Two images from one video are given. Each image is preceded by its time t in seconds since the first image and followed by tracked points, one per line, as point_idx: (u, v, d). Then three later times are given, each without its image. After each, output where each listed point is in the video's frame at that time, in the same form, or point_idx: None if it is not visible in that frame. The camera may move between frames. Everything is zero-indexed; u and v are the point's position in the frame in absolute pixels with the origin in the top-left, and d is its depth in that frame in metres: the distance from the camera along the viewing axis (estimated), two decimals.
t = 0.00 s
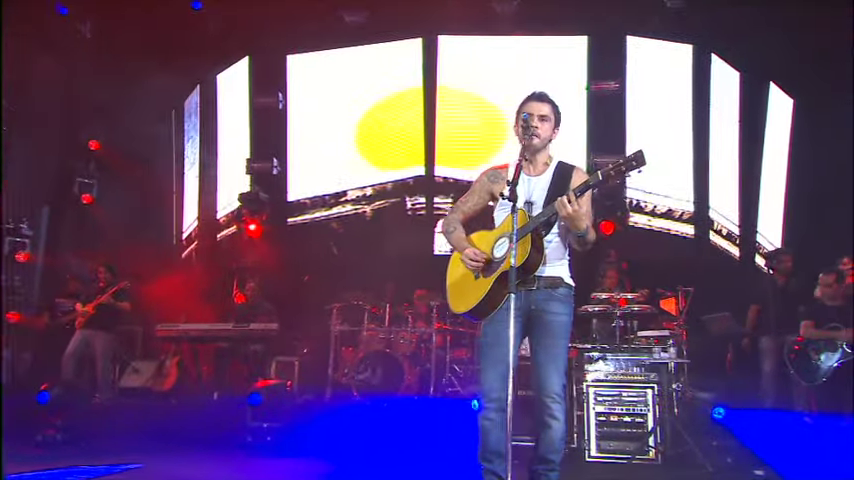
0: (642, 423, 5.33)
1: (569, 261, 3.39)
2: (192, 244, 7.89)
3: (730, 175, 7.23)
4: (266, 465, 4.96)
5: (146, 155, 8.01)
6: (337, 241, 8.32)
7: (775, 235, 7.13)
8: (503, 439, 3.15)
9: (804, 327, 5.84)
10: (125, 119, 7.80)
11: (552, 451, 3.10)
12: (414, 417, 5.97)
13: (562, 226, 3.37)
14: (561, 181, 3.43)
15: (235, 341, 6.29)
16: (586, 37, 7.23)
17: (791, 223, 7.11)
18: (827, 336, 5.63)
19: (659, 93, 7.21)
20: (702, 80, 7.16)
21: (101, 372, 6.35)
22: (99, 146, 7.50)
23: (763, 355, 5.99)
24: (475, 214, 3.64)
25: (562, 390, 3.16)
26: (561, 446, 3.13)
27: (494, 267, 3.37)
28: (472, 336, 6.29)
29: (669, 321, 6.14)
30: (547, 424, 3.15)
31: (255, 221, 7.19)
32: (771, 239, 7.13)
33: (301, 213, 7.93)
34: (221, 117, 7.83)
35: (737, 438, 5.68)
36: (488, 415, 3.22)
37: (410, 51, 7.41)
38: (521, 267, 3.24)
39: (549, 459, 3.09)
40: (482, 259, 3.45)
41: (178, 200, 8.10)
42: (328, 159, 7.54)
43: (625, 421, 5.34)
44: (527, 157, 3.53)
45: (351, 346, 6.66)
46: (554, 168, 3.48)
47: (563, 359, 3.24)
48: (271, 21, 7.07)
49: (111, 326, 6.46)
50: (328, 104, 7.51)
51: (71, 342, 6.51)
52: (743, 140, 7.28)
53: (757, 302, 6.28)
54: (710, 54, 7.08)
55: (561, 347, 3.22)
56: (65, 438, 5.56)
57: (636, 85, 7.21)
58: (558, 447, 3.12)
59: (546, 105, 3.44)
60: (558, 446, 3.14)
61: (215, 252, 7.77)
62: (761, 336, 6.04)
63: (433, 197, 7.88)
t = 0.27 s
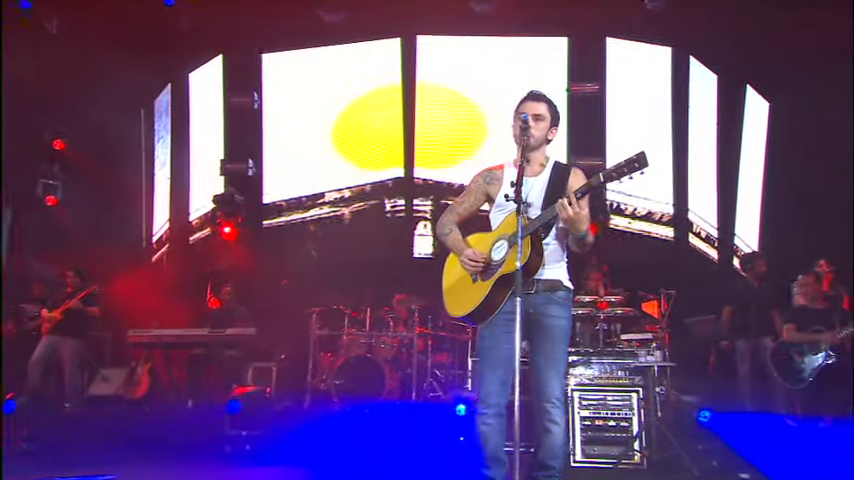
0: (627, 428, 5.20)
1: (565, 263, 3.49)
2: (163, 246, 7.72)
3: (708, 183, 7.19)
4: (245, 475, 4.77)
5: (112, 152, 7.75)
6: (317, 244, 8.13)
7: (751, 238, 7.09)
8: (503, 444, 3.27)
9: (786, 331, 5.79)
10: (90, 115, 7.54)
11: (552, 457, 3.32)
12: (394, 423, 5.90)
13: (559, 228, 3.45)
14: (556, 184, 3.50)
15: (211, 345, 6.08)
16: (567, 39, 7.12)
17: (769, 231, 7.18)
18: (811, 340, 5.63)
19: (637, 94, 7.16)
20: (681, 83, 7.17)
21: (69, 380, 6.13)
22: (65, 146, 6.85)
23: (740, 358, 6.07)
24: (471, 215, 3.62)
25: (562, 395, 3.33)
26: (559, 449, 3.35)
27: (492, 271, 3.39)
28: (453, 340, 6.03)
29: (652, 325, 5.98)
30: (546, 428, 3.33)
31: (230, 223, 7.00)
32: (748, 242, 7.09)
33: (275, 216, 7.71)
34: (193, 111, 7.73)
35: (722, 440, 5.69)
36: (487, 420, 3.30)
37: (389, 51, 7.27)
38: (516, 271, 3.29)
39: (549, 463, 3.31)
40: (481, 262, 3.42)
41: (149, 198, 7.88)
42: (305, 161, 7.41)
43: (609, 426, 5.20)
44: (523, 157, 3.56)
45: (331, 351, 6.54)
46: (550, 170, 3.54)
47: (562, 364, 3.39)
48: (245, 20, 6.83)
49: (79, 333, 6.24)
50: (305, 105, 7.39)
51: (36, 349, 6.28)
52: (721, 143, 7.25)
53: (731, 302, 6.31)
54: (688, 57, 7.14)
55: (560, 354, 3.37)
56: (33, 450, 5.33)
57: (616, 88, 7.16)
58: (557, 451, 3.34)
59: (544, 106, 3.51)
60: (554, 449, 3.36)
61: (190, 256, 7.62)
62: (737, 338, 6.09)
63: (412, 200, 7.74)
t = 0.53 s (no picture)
0: (610, 431, 5.44)
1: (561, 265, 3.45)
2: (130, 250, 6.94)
3: (687, 188, 7.27)
4: None
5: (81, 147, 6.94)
6: (295, 248, 7.28)
7: (729, 239, 6.83)
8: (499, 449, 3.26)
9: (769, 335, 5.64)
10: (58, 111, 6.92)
11: (550, 461, 3.30)
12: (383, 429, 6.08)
13: (557, 231, 3.43)
14: (554, 183, 3.48)
15: (186, 351, 6.13)
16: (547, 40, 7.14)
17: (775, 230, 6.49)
18: (792, 343, 5.45)
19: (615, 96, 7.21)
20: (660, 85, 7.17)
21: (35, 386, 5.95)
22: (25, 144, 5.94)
23: (721, 360, 5.99)
24: (465, 217, 3.59)
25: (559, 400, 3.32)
26: (556, 454, 3.32)
27: (488, 273, 3.39)
28: (433, 344, 5.99)
29: (634, 329, 6.05)
30: (543, 433, 3.31)
31: (203, 224, 7.02)
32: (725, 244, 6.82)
33: (250, 217, 7.31)
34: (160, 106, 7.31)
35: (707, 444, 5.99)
36: (484, 425, 3.28)
37: (366, 49, 7.24)
38: (515, 275, 3.30)
39: (545, 468, 3.29)
40: (478, 263, 3.40)
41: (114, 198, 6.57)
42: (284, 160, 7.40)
43: (593, 430, 5.44)
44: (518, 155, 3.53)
45: (308, 357, 6.46)
46: (546, 169, 3.52)
47: (559, 368, 3.37)
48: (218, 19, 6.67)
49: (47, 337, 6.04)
50: (282, 104, 7.36)
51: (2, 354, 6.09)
52: (699, 144, 7.26)
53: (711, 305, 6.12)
54: (666, 58, 7.10)
55: (558, 358, 3.34)
56: None
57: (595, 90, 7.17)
58: (554, 457, 3.31)
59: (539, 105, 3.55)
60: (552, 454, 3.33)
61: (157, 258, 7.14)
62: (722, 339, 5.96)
63: (392, 200, 7.51)
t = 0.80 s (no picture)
0: (591, 436, 5.36)
1: (553, 269, 3.39)
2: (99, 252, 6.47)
3: (664, 191, 7.16)
4: None
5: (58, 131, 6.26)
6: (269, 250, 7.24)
7: (703, 244, 7.10)
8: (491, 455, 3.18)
9: (744, 337, 5.93)
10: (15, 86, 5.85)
11: (543, 467, 3.26)
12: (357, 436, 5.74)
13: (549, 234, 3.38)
14: (545, 185, 3.42)
15: (155, 356, 5.81)
16: (523, 40, 7.07)
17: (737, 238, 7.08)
18: (769, 345, 5.68)
19: (591, 96, 7.10)
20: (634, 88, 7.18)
21: None
22: None
23: (701, 364, 6.12)
24: (455, 219, 3.50)
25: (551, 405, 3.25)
26: (547, 460, 3.27)
27: (480, 277, 3.29)
28: (410, 348, 6.10)
29: (612, 333, 5.86)
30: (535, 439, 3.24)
31: (171, 226, 6.89)
32: (700, 247, 7.07)
33: (218, 218, 7.32)
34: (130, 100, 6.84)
35: (686, 446, 5.54)
36: (474, 431, 3.20)
37: (337, 48, 7.10)
38: (513, 275, 3.23)
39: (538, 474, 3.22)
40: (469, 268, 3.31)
41: (76, 199, 5.98)
42: (260, 163, 7.12)
43: (573, 434, 5.37)
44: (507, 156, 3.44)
45: (282, 361, 6.39)
46: (536, 171, 3.45)
47: (551, 372, 3.30)
48: (189, 14, 6.50)
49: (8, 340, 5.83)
50: (254, 102, 7.11)
51: None
52: (675, 146, 7.29)
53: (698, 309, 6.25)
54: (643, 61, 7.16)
55: (549, 361, 3.28)
56: None
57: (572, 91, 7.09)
58: (545, 463, 3.25)
59: (530, 105, 3.46)
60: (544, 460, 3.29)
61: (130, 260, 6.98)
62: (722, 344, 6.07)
63: (366, 201, 7.26)
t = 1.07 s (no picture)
0: (572, 439, 5.27)
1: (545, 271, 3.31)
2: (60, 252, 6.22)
3: (640, 193, 7.02)
4: None
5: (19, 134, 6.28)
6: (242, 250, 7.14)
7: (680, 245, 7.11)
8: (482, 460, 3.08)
9: (713, 338, 5.89)
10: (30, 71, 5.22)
11: (535, 474, 3.13)
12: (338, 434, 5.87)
13: (541, 236, 3.31)
14: (535, 184, 3.34)
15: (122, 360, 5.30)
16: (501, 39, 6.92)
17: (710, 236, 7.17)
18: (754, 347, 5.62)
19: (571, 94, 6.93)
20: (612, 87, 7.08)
21: None
22: None
23: (685, 365, 6.11)
24: (444, 221, 3.44)
25: (543, 408, 3.14)
26: (540, 466, 3.14)
27: (472, 277, 3.23)
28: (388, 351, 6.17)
29: (592, 334, 5.77)
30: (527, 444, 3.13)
31: (138, 225, 6.55)
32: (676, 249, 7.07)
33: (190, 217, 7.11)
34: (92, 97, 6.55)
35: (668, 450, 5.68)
36: (467, 436, 3.09)
37: (308, 46, 6.92)
38: (507, 276, 3.15)
39: None
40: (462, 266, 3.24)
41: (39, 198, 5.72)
42: (230, 165, 6.94)
43: (554, 437, 5.26)
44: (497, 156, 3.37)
45: (255, 365, 6.38)
46: (526, 170, 3.38)
47: (544, 376, 3.21)
48: (159, 9, 6.24)
49: None
50: (225, 99, 6.91)
51: None
52: (652, 147, 7.20)
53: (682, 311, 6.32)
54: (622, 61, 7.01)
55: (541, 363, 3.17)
56: None
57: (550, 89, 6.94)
58: (537, 469, 3.13)
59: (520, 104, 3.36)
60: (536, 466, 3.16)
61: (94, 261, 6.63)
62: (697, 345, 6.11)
63: (341, 201, 7.16)
